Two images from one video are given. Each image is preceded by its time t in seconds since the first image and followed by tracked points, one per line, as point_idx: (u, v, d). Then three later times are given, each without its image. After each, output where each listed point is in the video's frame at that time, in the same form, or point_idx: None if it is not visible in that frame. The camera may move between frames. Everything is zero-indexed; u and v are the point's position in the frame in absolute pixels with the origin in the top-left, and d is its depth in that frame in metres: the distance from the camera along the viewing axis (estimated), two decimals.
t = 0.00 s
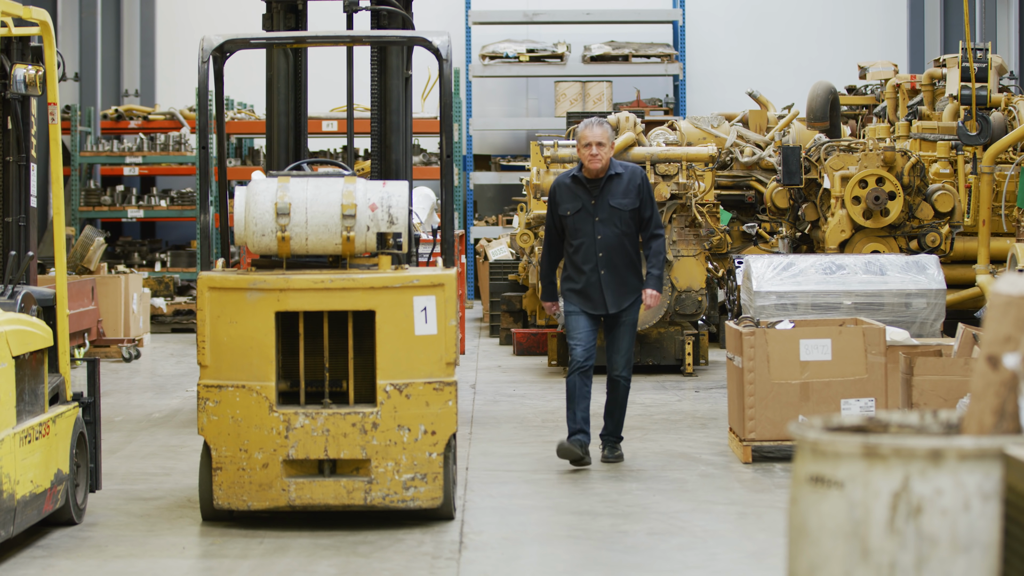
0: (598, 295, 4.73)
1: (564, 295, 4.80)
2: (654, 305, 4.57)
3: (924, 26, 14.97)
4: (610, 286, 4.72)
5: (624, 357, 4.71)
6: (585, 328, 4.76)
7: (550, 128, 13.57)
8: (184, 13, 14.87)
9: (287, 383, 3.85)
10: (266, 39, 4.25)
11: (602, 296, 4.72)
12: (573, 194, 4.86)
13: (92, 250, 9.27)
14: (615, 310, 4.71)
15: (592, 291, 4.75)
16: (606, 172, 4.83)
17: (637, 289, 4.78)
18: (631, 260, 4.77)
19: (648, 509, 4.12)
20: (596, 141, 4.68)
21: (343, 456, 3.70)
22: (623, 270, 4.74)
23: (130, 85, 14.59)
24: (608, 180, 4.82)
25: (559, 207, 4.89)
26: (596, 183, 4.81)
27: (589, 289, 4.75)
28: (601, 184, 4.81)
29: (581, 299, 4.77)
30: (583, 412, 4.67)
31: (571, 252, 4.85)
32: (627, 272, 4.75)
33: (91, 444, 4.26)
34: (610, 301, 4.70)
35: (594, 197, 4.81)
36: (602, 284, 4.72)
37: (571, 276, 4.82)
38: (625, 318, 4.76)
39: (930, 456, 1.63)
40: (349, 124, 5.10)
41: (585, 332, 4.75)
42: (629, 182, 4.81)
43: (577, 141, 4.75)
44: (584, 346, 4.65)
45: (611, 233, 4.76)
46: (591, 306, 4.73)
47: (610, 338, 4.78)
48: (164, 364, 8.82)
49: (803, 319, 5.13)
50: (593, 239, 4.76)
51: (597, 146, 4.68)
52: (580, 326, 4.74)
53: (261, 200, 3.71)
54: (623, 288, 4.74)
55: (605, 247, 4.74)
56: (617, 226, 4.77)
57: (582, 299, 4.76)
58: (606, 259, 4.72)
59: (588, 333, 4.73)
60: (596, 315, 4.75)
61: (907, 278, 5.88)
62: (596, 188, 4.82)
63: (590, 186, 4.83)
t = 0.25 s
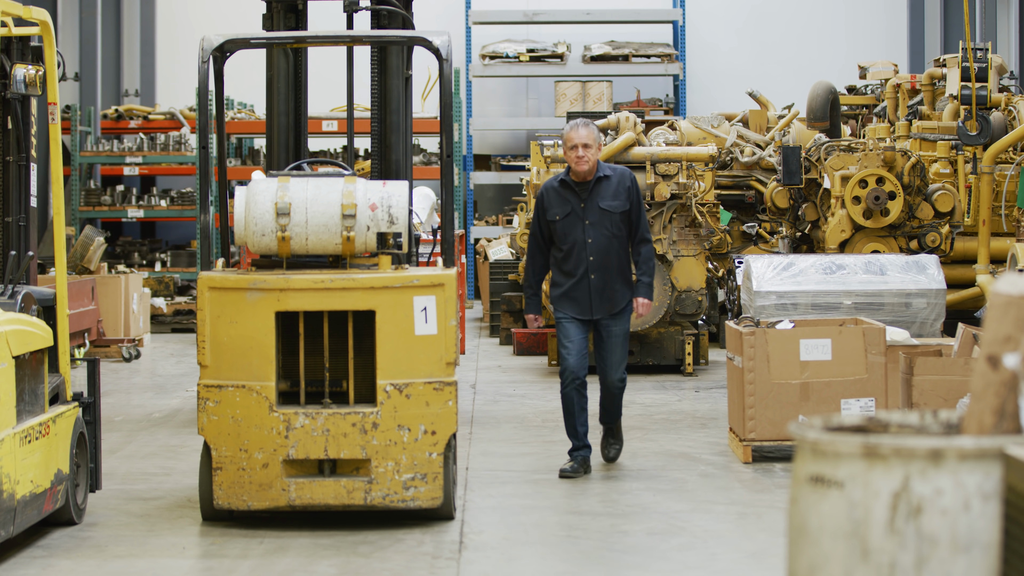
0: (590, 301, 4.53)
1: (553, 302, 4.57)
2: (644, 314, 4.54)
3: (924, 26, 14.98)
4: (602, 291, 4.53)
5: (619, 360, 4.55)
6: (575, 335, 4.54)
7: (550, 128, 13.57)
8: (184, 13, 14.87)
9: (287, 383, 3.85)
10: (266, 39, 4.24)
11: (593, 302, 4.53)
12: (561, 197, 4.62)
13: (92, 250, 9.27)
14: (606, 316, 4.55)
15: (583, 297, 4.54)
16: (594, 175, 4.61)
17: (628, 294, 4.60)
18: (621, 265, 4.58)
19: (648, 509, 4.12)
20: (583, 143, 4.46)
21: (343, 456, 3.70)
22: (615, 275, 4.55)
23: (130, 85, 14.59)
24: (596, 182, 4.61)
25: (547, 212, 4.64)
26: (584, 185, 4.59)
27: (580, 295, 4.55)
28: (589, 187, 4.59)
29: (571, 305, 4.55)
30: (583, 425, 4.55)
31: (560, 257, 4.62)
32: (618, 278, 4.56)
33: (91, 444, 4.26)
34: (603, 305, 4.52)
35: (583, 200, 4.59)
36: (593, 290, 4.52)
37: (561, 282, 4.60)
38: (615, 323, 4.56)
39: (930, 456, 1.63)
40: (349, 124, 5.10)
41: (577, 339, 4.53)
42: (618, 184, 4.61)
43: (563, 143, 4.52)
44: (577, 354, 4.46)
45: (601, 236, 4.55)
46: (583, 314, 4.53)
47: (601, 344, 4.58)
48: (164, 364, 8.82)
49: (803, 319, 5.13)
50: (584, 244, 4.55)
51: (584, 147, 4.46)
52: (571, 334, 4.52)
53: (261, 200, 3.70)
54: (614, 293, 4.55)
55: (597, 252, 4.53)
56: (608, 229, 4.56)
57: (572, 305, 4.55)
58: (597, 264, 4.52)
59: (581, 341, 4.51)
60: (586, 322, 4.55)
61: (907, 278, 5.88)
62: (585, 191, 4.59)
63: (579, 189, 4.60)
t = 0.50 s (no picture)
0: (582, 296, 4.46)
1: (546, 295, 4.54)
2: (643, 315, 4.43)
3: (924, 26, 14.98)
4: (594, 287, 4.44)
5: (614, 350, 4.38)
6: (568, 331, 4.52)
7: (550, 128, 13.57)
8: (184, 13, 14.87)
9: (287, 383, 3.85)
10: (266, 39, 4.24)
11: (585, 297, 4.44)
12: (556, 190, 4.56)
13: (92, 250, 9.27)
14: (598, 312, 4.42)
15: (575, 293, 4.47)
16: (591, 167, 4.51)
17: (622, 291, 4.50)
18: (615, 261, 4.50)
19: (648, 509, 4.12)
20: (580, 135, 4.37)
21: (343, 456, 3.70)
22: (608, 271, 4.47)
23: (130, 85, 14.59)
24: (594, 176, 4.54)
25: (542, 203, 4.58)
26: (581, 179, 4.53)
27: (572, 290, 4.48)
28: (586, 181, 4.53)
29: (564, 299, 4.50)
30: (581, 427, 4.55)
31: (554, 250, 4.57)
32: (612, 273, 4.48)
33: (91, 444, 4.26)
34: (595, 301, 4.42)
35: (579, 193, 4.52)
36: (586, 285, 4.44)
37: (554, 276, 4.55)
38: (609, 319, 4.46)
39: (930, 456, 1.63)
40: (349, 124, 5.10)
41: (570, 334, 4.52)
42: (615, 179, 4.53)
43: (559, 136, 4.43)
44: (571, 361, 4.47)
45: (596, 232, 4.49)
46: (575, 310, 4.46)
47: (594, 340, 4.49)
48: (164, 364, 8.82)
49: (803, 319, 5.13)
50: (578, 238, 4.49)
51: (581, 140, 4.37)
52: (564, 331, 4.52)
53: (261, 200, 3.70)
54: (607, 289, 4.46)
55: (590, 247, 4.47)
56: (603, 225, 4.49)
57: (564, 300, 4.50)
58: (590, 259, 4.46)
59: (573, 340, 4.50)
60: (578, 317, 4.47)
61: (907, 278, 5.88)
62: (581, 184, 4.53)
63: (575, 182, 4.54)
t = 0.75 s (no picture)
0: (578, 308, 4.35)
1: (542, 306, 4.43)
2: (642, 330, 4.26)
3: (924, 26, 14.98)
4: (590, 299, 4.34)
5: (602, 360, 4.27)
6: (564, 343, 4.43)
7: (550, 128, 13.57)
8: (184, 13, 14.86)
9: (287, 383, 3.85)
10: (266, 39, 4.24)
11: (581, 309, 4.34)
12: (556, 199, 4.45)
13: (92, 250, 9.27)
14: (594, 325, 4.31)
15: (571, 304, 4.37)
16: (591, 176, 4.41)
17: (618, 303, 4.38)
18: (613, 273, 4.40)
19: (649, 509, 4.12)
20: (585, 143, 4.29)
21: (343, 456, 3.70)
22: (606, 284, 4.37)
23: (130, 85, 14.59)
24: (595, 186, 4.43)
25: (541, 211, 4.46)
26: (582, 188, 4.42)
27: (569, 302, 4.37)
28: (587, 191, 4.42)
29: (560, 310, 4.40)
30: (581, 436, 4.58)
31: (551, 260, 4.45)
32: (609, 286, 4.38)
33: (91, 444, 4.26)
34: (592, 315, 4.32)
35: (579, 203, 4.42)
36: (582, 297, 4.34)
37: (551, 285, 4.45)
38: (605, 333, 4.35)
39: (930, 456, 1.63)
40: (349, 124, 5.10)
41: (565, 347, 4.44)
42: (616, 190, 4.43)
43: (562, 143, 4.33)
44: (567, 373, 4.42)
45: (595, 244, 4.38)
46: (571, 321, 4.36)
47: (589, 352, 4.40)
48: (164, 364, 8.82)
49: (803, 319, 5.13)
50: (576, 249, 4.38)
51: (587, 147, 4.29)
52: (560, 343, 4.44)
53: (261, 200, 3.70)
54: (604, 301, 4.35)
55: (589, 259, 4.36)
56: (602, 236, 4.39)
57: (560, 311, 4.39)
58: (588, 272, 4.35)
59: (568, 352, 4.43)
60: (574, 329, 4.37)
61: (907, 278, 5.88)
62: (582, 194, 4.42)
63: (576, 192, 4.43)
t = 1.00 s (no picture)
0: (577, 300, 4.25)
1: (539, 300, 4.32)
2: (639, 320, 4.15)
3: (924, 26, 14.98)
4: (590, 290, 4.25)
5: (602, 368, 4.19)
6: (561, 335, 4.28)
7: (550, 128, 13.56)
8: (184, 13, 14.86)
9: (287, 383, 3.85)
10: (266, 39, 4.24)
11: (580, 301, 4.24)
12: (551, 190, 4.35)
13: (92, 250, 9.26)
14: (596, 317, 4.25)
15: (569, 296, 4.26)
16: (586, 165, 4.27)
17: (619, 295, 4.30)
18: (612, 264, 4.30)
19: (649, 509, 4.12)
20: (582, 132, 4.13)
21: (343, 456, 3.70)
22: (605, 274, 4.27)
23: (130, 84, 14.59)
24: (591, 175, 4.33)
25: (536, 203, 4.37)
26: (577, 178, 4.31)
27: (567, 295, 4.27)
28: (582, 180, 4.31)
29: (558, 304, 4.29)
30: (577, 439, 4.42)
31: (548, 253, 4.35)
32: (609, 276, 4.28)
33: (91, 444, 4.26)
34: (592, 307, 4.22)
35: (575, 193, 4.31)
36: (581, 288, 4.24)
37: (548, 278, 4.32)
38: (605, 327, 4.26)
39: (930, 456, 1.63)
40: (349, 124, 5.09)
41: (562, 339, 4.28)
42: (613, 178, 4.32)
43: (558, 131, 4.19)
44: (559, 361, 4.20)
45: (592, 233, 4.28)
46: (569, 314, 4.25)
47: (589, 345, 4.29)
48: (163, 364, 8.81)
49: (803, 319, 5.13)
50: (574, 240, 4.28)
51: (583, 137, 4.14)
52: (557, 335, 4.27)
53: (261, 200, 3.70)
54: (603, 293, 4.27)
55: (586, 249, 4.26)
56: (600, 225, 4.28)
57: (558, 303, 4.28)
58: (586, 262, 4.25)
59: (564, 342, 4.26)
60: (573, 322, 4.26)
61: (907, 278, 5.88)
62: (577, 183, 4.32)
63: (571, 181, 4.32)
